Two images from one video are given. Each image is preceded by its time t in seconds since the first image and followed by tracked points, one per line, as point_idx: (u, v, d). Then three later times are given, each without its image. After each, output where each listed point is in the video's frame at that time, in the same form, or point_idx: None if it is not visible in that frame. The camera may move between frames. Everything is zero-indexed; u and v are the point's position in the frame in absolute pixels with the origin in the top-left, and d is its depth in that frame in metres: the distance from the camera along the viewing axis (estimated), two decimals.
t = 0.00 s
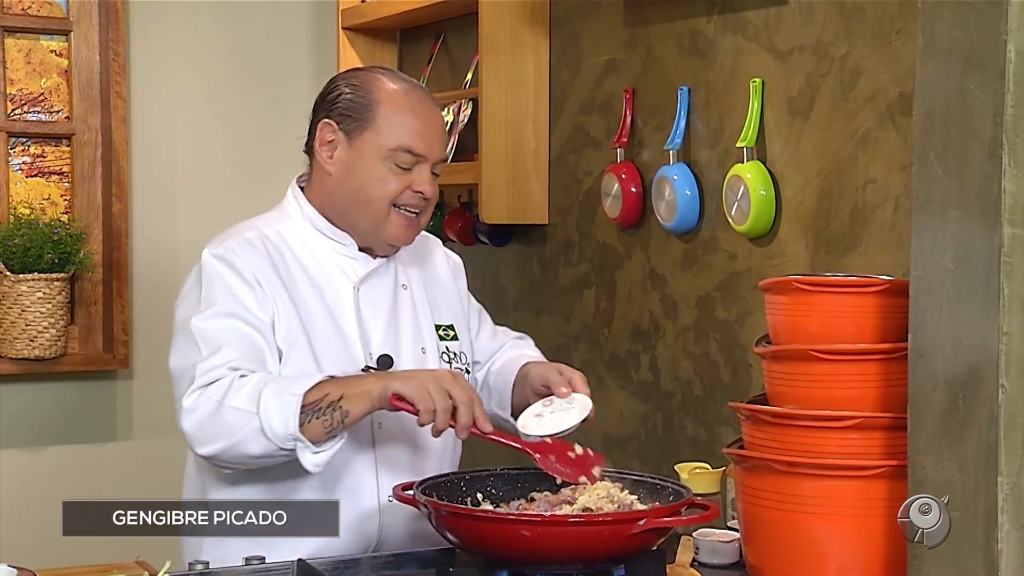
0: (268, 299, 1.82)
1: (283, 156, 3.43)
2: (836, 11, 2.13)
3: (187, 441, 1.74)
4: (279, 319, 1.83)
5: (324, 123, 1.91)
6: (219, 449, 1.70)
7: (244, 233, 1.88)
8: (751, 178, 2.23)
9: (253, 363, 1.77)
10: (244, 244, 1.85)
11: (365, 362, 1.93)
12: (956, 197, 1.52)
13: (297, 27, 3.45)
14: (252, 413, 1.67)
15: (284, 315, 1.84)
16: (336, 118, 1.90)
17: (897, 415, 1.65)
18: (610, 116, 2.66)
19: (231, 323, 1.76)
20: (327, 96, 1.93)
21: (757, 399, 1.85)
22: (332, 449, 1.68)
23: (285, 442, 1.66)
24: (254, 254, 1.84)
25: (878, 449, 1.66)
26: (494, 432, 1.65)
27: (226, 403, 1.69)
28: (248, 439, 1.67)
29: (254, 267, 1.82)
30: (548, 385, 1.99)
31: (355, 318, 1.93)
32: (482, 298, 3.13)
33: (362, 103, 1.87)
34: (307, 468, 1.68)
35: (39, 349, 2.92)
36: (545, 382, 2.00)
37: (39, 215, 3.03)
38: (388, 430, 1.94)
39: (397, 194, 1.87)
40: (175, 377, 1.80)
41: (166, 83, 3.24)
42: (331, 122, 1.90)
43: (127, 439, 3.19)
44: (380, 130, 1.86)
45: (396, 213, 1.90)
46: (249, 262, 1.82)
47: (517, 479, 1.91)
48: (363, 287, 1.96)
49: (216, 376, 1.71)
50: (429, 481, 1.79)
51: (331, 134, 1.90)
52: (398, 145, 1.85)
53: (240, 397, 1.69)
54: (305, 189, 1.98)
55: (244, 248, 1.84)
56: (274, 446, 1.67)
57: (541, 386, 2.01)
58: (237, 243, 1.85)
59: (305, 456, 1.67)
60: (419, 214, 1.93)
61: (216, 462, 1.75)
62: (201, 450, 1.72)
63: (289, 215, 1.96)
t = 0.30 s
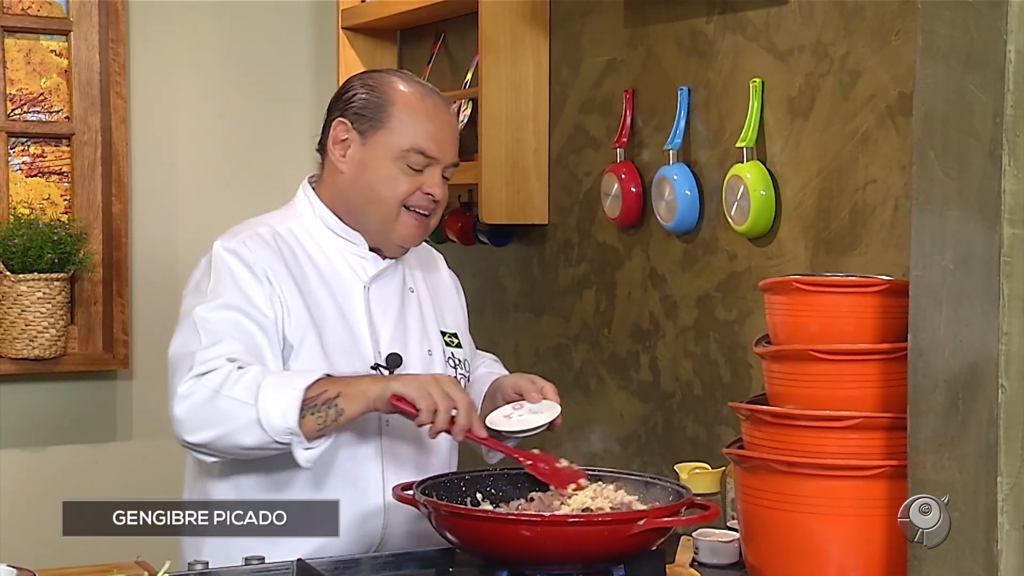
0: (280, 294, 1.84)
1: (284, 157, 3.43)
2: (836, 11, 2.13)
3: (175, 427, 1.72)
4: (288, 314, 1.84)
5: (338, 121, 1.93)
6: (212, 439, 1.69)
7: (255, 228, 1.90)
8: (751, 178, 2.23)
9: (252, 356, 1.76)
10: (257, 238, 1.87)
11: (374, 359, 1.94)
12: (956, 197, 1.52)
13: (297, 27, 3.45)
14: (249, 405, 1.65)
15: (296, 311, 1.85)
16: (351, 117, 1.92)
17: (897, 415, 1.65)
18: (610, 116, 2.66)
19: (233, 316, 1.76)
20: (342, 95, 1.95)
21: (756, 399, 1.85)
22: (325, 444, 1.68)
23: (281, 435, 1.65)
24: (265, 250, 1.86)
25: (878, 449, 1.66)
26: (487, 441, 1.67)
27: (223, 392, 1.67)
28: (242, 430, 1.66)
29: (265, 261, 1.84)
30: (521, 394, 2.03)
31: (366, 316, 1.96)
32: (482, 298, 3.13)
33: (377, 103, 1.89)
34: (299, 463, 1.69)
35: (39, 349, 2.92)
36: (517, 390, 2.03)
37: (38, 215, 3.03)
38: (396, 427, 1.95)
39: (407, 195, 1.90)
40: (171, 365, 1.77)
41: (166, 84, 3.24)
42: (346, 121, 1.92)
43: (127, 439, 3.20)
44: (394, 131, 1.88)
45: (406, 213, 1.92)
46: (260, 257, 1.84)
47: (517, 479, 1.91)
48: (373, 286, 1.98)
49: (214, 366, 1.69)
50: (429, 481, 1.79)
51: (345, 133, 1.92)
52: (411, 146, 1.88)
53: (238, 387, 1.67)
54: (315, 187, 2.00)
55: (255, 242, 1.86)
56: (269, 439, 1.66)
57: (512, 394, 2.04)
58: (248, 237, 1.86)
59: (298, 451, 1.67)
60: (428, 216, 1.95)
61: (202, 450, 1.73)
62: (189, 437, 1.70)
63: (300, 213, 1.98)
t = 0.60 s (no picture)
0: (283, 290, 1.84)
1: (283, 158, 3.43)
2: (836, 11, 2.13)
3: (166, 425, 1.73)
4: (290, 311, 1.84)
5: (346, 121, 1.93)
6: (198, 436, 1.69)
7: (259, 225, 1.91)
8: (751, 178, 2.23)
9: (245, 352, 1.76)
10: (260, 236, 1.88)
11: (377, 357, 1.95)
12: (956, 197, 1.52)
13: (297, 27, 3.45)
14: (234, 404, 1.66)
15: (299, 308, 1.85)
16: (359, 117, 1.92)
17: (897, 415, 1.65)
18: (610, 116, 2.66)
19: (224, 314, 1.76)
20: (352, 95, 1.96)
21: (757, 399, 1.86)
22: (309, 445, 1.68)
23: (264, 435, 1.65)
24: (269, 248, 1.87)
25: (878, 449, 1.66)
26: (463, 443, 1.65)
27: (210, 390, 1.67)
28: (228, 429, 1.66)
29: (265, 258, 1.85)
30: (516, 400, 2.03)
31: (370, 315, 1.96)
32: (482, 298, 3.12)
33: (386, 104, 1.90)
34: (283, 464, 1.67)
35: (39, 349, 2.92)
36: (512, 396, 2.04)
37: (39, 215, 3.02)
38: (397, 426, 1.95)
39: (411, 196, 1.90)
40: (165, 362, 1.79)
41: (166, 84, 3.23)
42: (354, 120, 1.93)
43: (128, 439, 3.20)
44: (402, 133, 1.89)
45: (411, 215, 1.93)
46: (261, 254, 1.85)
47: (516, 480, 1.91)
48: (376, 285, 1.99)
49: (202, 364, 1.70)
50: (430, 481, 1.79)
51: (353, 133, 1.92)
52: (418, 148, 1.88)
53: (224, 386, 1.67)
54: (321, 186, 2.01)
55: (258, 239, 1.87)
56: (253, 439, 1.66)
57: (506, 400, 2.05)
58: (251, 235, 1.87)
59: (282, 452, 1.66)
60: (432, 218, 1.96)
61: (194, 449, 1.74)
62: (179, 437, 1.71)
63: (306, 212, 1.99)
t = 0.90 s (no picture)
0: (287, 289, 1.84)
1: (285, 158, 3.44)
2: (838, 11, 2.13)
3: (161, 420, 1.72)
4: (292, 309, 1.84)
5: (350, 120, 1.93)
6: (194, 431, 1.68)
7: (263, 224, 1.91)
8: (752, 178, 2.23)
9: (242, 347, 1.75)
10: (264, 234, 1.88)
11: (380, 355, 1.95)
12: (957, 197, 1.52)
13: (299, 27, 3.45)
14: (229, 399, 1.65)
15: (303, 307, 1.86)
16: (363, 117, 1.92)
17: (899, 415, 1.65)
18: (611, 116, 2.66)
19: (221, 310, 1.75)
20: (357, 95, 1.96)
21: (759, 399, 1.86)
22: (306, 439, 1.67)
23: (260, 430, 1.64)
24: (273, 247, 1.87)
25: (879, 449, 1.66)
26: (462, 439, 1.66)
27: (206, 386, 1.67)
28: (224, 424, 1.65)
29: (269, 257, 1.85)
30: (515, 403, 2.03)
31: (372, 314, 1.96)
32: (483, 298, 3.12)
33: (390, 104, 1.90)
34: (279, 458, 1.67)
35: (40, 349, 2.92)
36: (512, 399, 2.03)
37: (40, 215, 3.02)
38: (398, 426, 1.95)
39: (414, 196, 1.90)
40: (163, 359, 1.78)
41: (167, 84, 3.24)
42: (358, 120, 1.93)
43: (129, 439, 3.20)
44: (405, 132, 1.89)
45: (414, 214, 1.93)
46: (266, 252, 1.85)
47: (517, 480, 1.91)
48: (379, 284, 1.99)
49: (198, 360, 1.69)
50: (431, 482, 1.79)
51: (356, 132, 1.92)
52: (421, 147, 1.88)
53: (220, 381, 1.66)
54: (325, 185, 2.01)
55: (263, 239, 1.87)
56: (248, 433, 1.65)
57: (507, 403, 2.04)
58: (255, 233, 1.87)
59: (278, 445, 1.66)
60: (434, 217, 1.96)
61: (188, 444, 1.73)
62: (175, 431, 1.70)
63: (310, 211, 1.99)
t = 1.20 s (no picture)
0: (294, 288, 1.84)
1: (287, 158, 3.44)
2: (839, 11, 2.13)
3: (165, 418, 1.72)
4: (297, 306, 1.85)
5: (350, 118, 1.94)
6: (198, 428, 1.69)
7: (268, 222, 1.92)
8: (754, 179, 2.23)
9: (246, 345, 1.75)
10: (270, 232, 1.88)
11: (385, 354, 1.95)
12: (959, 197, 1.52)
13: (300, 27, 3.45)
14: (232, 395, 1.65)
15: (308, 305, 1.86)
16: (363, 114, 1.93)
17: (901, 415, 1.65)
18: (613, 116, 2.66)
19: (225, 308, 1.75)
20: (358, 93, 1.97)
21: (761, 399, 1.86)
22: (308, 435, 1.68)
23: (262, 426, 1.64)
24: (279, 245, 1.87)
25: (881, 449, 1.66)
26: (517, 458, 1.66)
27: (208, 383, 1.67)
28: (227, 420, 1.66)
29: (275, 256, 1.85)
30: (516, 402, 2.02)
31: (377, 312, 1.96)
32: (484, 298, 3.12)
33: (389, 100, 1.91)
34: (282, 453, 1.67)
35: (42, 349, 2.92)
36: (512, 398, 2.03)
37: (42, 215, 3.02)
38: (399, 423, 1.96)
39: (413, 190, 1.90)
40: (166, 357, 1.78)
41: (168, 84, 3.24)
42: (358, 117, 1.93)
43: (131, 439, 3.20)
44: (405, 128, 1.89)
45: (414, 209, 1.93)
46: (271, 250, 1.85)
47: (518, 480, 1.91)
48: (384, 283, 1.99)
49: (200, 357, 1.69)
50: (433, 482, 1.79)
51: (357, 129, 1.93)
52: (419, 142, 1.88)
53: (222, 378, 1.66)
54: (328, 184, 2.02)
55: (268, 236, 1.87)
56: (251, 430, 1.65)
57: (507, 403, 2.04)
58: (260, 231, 1.88)
59: (281, 441, 1.66)
60: (435, 213, 1.96)
61: (194, 441, 1.73)
62: (178, 429, 1.71)
63: (314, 210, 1.99)
